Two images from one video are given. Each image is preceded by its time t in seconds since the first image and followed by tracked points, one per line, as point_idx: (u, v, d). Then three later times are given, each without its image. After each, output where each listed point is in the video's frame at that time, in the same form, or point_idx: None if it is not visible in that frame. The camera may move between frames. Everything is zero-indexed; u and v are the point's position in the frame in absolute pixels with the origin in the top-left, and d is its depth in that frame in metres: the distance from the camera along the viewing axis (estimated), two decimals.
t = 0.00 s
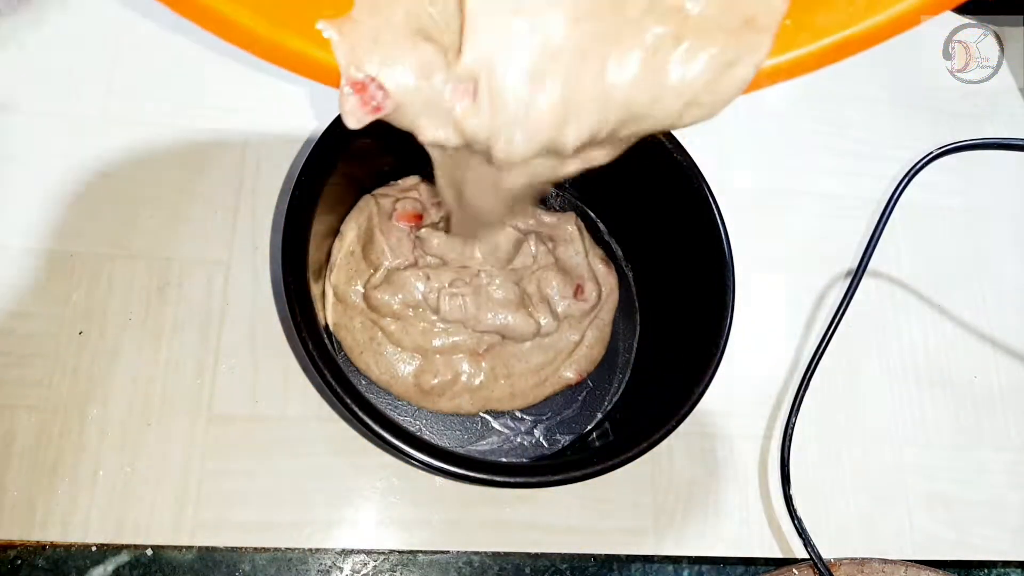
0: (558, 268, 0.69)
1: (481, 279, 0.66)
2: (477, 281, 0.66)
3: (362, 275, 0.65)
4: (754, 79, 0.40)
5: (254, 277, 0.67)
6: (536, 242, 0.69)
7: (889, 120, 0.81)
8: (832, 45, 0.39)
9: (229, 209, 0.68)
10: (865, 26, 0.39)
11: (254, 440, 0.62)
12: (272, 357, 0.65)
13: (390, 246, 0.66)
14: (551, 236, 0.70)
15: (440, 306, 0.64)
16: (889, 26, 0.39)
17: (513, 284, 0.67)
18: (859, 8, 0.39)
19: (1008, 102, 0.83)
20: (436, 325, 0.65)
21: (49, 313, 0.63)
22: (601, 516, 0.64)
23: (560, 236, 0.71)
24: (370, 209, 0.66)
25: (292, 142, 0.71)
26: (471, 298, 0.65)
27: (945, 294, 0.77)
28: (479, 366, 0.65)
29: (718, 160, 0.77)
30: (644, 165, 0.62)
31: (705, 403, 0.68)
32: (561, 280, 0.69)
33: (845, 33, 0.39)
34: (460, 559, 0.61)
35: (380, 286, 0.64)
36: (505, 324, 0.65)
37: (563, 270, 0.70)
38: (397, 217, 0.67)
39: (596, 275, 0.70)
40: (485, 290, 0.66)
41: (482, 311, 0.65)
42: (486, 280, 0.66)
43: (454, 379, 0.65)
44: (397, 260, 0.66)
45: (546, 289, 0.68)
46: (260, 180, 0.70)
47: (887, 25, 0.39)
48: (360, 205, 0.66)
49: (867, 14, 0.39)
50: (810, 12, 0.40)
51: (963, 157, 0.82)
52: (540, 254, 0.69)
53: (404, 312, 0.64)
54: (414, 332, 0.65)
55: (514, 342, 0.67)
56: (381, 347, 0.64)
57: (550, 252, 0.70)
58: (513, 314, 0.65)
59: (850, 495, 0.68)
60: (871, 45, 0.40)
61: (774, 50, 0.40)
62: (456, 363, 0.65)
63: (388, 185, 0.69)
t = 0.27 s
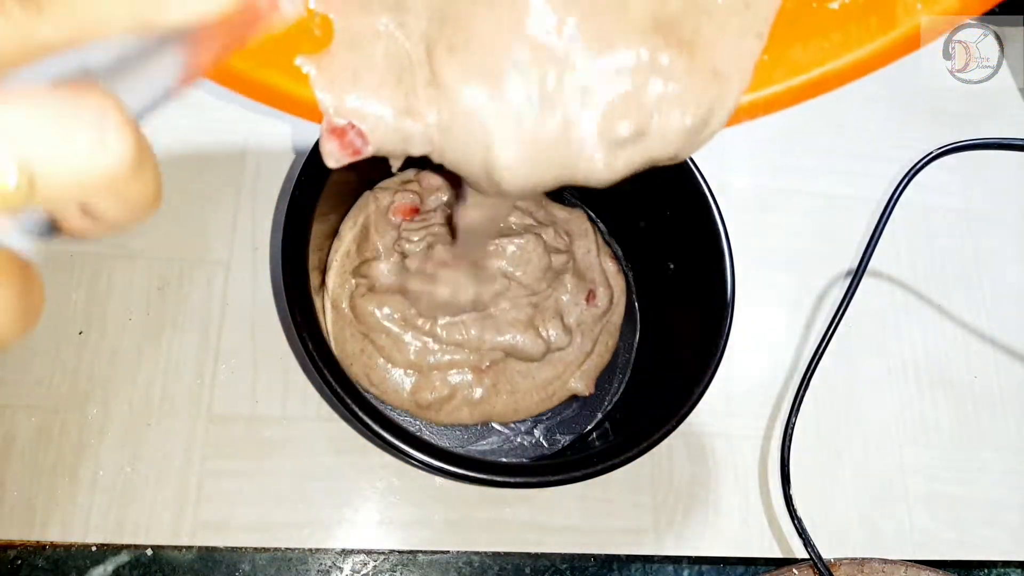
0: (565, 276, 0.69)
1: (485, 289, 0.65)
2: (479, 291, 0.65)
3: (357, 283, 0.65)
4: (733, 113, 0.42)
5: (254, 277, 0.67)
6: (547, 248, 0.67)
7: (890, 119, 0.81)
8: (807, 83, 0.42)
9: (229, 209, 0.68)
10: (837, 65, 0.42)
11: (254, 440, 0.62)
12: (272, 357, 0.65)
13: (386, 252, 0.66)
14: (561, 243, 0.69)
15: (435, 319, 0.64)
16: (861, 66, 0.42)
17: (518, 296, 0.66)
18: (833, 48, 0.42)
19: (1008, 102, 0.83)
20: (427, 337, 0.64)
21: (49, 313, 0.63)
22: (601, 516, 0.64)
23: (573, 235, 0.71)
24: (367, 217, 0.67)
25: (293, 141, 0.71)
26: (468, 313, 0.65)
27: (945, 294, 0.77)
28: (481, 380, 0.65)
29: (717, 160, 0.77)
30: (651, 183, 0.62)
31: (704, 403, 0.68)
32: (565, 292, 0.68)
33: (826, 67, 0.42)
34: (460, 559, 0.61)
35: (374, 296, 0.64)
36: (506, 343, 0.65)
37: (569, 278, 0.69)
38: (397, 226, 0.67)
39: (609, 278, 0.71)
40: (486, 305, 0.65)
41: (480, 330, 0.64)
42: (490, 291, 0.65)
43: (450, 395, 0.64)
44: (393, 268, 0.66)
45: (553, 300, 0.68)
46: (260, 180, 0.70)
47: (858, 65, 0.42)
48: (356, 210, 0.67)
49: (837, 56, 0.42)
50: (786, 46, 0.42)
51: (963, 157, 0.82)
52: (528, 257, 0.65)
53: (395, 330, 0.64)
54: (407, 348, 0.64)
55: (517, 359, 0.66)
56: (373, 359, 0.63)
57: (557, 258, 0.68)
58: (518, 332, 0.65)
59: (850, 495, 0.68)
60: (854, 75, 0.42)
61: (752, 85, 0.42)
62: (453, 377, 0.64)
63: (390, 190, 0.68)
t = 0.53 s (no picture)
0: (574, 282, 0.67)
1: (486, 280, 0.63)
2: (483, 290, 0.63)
3: (349, 289, 0.65)
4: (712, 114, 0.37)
5: (254, 277, 0.67)
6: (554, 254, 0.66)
7: (889, 119, 0.81)
8: (792, 81, 0.36)
9: (229, 208, 0.68)
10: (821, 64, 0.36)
11: (254, 440, 0.62)
12: (272, 357, 0.64)
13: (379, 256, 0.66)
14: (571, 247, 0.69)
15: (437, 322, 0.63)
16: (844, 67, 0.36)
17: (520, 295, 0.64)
18: (816, 48, 0.36)
19: (1008, 101, 0.83)
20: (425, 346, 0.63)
21: (49, 313, 0.63)
22: (600, 516, 0.64)
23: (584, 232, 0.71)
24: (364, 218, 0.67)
25: (293, 141, 0.71)
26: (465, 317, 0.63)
27: (945, 294, 0.77)
28: (484, 394, 0.63)
29: (717, 160, 0.77)
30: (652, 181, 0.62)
31: (704, 403, 0.69)
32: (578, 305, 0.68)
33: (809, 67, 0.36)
34: (460, 559, 0.61)
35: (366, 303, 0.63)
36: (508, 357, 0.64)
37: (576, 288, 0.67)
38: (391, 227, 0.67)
39: (618, 279, 0.70)
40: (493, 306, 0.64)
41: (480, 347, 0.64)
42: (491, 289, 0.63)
43: (447, 410, 0.63)
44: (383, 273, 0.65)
45: (564, 309, 0.67)
46: (260, 179, 0.70)
47: (847, 64, 0.36)
48: (353, 213, 0.67)
49: (824, 53, 0.36)
50: (772, 45, 0.37)
51: (962, 157, 0.82)
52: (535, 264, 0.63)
53: (386, 342, 0.63)
54: (400, 365, 0.63)
55: (522, 374, 0.65)
56: (365, 372, 0.63)
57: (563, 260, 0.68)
58: (525, 347, 0.64)
59: (850, 495, 0.68)
60: (838, 76, 0.36)
61: (735, 84, 0.37)
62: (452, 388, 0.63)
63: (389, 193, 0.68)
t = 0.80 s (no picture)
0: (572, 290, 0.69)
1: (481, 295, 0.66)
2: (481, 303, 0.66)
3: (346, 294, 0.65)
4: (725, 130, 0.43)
5: (255, 276, 0.67)
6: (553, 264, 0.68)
7: (889, 119, 0.81)
8: (798, 101, 0.40)
9: (229, 208, 0.68)
10: (825, 87, 0.39)
11: (255, 440, 0.62)
12: (272, 357, 0.65)
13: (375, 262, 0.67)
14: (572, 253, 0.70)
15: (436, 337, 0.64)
16: (851, 87, 0.39)
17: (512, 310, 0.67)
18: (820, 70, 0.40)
19: (1008, 101, 0.83)
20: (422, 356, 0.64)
21: (49, 313, 0.63)
22: (601, 516, 0.64)
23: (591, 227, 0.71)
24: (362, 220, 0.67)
25: (293, 141, 0.71)
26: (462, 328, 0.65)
27: (945, 294, 0.77)
28: (485, 405, 0.64)
29: (716, 160, 0.77)
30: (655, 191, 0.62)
31: (704, 403, 0.69)
32: (583, 316, 0.69)
33: (816, 89, 0.40)
34: (460, 559, 0.61)
35: (359, 309, 0.64)
36: (507, 369, 0.65)
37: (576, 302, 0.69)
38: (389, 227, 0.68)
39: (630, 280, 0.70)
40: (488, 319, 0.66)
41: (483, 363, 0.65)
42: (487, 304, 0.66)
43: (447, 423, 0.62)
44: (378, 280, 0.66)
45: (575, 319, 0.68)
46: (260, 179, 0.70)
47: (851, 86, 0.39)
48: (351, 215, 0.67)
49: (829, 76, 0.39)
50: (774, 69, 0.41)
51: (962, 157, 0.82)
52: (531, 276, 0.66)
53: (380, 352, 0.63)
54: (396, 379, 0.63)
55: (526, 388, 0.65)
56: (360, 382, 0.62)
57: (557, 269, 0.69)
58: (532, 361, 0.65)
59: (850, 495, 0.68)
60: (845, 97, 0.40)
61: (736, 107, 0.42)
62: (451, 396, 0.63)
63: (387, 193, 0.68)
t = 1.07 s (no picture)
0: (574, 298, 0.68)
1: (481, 303, 0.64)
2: (477, 312, 0.64)
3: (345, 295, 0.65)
4: (706, 136, 0.43)
5: (255, 276, 0.67)
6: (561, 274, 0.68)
7: (889, 118, 0.81)
8: (783, 107, 0.42)
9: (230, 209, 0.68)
10: (810, 94, 0.41)
11: (254, 440, 0.62)
12: (272, 357, 0.65)
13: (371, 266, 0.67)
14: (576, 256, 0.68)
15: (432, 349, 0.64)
16: (834, 95, 0.41)
17: (511, 318, 0.65)
18: (804, 78, 0.42)
19: (1008, 101, 0.83)
20: (419, 364, 0.64)
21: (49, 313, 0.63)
22: (600, 516, 0.64)
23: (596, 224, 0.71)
24: (359, 221, 0.67)
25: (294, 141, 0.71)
26: (457, 337, 0.65)
27: (945, 294, 0.77)
28: (488, 417, 0.64)
29: (717, 160, 0.77)
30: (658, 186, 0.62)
31: (704, 403, 0.69)
32: (589, 324, 0.69)
33: (801, 96, 0.41)
34: (460, 559, 0.61)
35: (355, 313, 0.64)
36: (511, 382, 0.65)
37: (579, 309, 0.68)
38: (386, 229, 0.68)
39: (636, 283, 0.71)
40: (491, 327, 0.65)
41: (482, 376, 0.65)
42: (484, 313, 0.64)
43: (447, 436, 0.62)
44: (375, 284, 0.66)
45: (587, 326, 0.68)
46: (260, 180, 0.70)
47: (834, 93, 0.41)
48: (348, 215, 0.67)
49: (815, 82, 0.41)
50: (762, 73, 0.42)
51: (962, 157, 0.82)
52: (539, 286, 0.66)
53: (375, 358, 0.63)
54: (394, 391, 0.63)
55: (531, 401, 0.65)
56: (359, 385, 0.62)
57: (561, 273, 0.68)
58: (540, 375, 0.65)
59: (851, 494, 0.68)
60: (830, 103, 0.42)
61: (728, 110, 0.42)
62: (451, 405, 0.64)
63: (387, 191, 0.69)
